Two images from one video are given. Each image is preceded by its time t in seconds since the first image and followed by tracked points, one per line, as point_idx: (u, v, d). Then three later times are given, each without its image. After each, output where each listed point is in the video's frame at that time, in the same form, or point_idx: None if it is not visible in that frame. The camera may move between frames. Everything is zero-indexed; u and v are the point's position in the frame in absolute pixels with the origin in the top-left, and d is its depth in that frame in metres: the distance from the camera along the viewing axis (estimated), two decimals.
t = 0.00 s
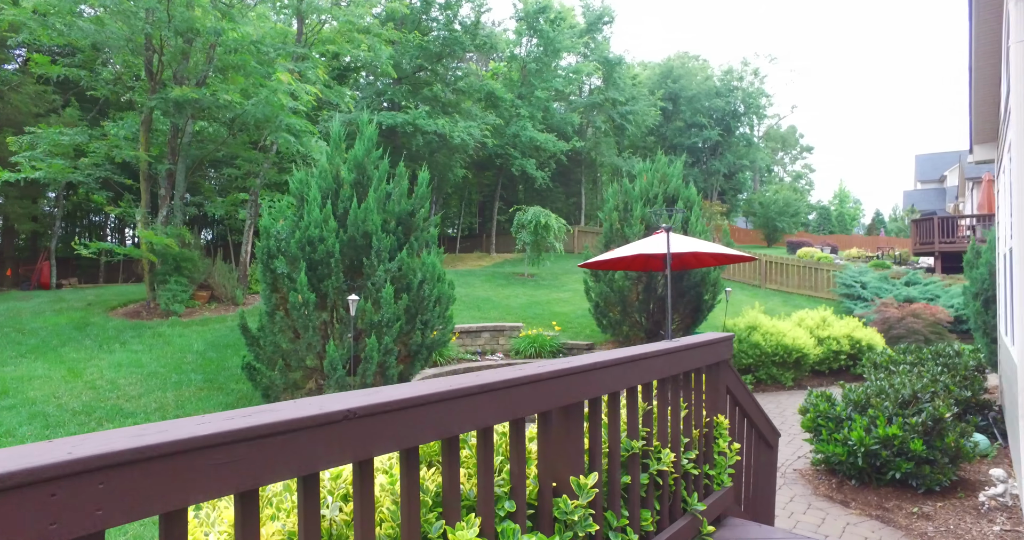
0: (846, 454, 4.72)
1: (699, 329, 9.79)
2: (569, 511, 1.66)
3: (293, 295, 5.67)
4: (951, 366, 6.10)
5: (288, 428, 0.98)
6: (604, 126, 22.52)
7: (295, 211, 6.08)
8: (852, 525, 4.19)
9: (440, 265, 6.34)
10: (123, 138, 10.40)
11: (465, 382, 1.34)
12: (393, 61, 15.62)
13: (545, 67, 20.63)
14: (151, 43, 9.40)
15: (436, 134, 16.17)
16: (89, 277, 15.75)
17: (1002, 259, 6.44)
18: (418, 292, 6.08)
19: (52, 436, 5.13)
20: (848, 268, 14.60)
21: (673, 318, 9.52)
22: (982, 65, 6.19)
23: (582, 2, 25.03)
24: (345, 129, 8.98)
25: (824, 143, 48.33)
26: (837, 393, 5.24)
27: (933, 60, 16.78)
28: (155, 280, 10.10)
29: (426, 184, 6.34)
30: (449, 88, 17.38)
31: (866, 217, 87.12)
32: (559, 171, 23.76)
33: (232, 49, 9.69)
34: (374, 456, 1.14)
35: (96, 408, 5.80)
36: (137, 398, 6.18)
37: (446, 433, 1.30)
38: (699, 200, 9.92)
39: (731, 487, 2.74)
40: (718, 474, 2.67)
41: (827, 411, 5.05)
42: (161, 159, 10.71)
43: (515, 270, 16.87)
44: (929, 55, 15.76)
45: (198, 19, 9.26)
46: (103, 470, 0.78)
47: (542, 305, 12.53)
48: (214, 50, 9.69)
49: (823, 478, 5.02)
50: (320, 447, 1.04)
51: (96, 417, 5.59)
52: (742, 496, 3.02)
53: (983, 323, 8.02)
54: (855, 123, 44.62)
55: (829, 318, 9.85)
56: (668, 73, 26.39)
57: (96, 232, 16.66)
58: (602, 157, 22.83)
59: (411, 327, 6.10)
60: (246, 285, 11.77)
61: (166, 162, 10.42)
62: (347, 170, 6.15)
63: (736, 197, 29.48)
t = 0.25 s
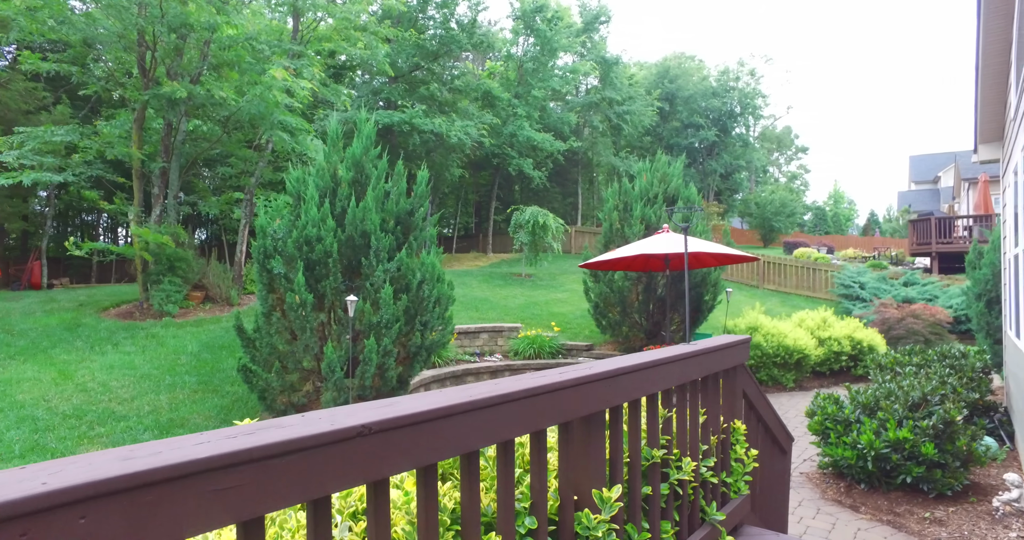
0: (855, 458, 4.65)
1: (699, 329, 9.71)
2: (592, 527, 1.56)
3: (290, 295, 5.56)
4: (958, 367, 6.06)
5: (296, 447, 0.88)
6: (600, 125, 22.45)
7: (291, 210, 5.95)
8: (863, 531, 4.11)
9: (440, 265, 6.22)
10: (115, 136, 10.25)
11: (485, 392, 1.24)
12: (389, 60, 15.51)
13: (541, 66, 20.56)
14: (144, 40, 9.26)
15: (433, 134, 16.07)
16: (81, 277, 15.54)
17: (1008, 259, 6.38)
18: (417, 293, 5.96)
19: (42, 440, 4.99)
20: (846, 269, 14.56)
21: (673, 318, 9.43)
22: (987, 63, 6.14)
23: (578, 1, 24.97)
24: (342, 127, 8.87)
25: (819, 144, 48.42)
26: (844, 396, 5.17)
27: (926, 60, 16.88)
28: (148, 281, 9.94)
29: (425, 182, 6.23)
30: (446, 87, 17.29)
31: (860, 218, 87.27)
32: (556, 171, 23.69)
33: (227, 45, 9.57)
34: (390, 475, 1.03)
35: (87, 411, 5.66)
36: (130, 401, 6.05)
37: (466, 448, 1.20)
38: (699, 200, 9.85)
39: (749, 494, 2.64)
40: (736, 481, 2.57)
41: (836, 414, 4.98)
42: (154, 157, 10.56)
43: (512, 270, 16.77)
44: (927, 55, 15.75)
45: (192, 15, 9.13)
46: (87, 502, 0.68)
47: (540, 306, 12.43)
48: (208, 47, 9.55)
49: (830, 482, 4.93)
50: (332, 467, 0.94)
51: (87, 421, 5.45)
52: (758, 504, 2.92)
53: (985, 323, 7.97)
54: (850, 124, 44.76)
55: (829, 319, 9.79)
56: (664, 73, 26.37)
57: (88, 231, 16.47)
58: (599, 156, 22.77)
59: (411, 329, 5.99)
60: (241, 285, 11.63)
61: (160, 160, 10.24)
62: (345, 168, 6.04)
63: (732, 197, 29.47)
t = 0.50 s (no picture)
0: (862, 458, 4.59)
1: (699, 328, 9.65)
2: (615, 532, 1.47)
3: (288, 293, 5.46)
4: (963, 366, 6.01)
5: (310, 453, 0.80)
6: (598, 124, 22.42)
7: (289, 207, 5.85)
8: (872, 531, 4.05)
9: (440, 263, 6.13)
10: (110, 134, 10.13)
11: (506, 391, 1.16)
12: (386, 58, 15.44)
13: (539, 65, 20.50)
14: (139, 35, 9.15)
15: (431, 132, 16.00)
16: (74, 276, 15.37)
17: (1012, 257, 6.34)
18: (417, 291, 5.87)
19: (33, 441, 4.88)
20: (845, 268, 14.54)
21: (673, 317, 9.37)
22: (993, 60, 6.10)
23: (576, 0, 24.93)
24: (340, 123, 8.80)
25: (814, 144, 48.53)
26: (851, 395, 5.11)
27: (924, 60, 16.90)
28: (143, 279, 9.82)
29: (425, 179, 6.15)
30: (443, 85, 17.23)
31: (855, 218, 87.43)
32: (553, 170, 23.65)
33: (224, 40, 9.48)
34: (410, 481, 0.95)
35: (80, 412, 5.56)
36: (124, 401, 5.94)
37: (489, 451, 1.12)
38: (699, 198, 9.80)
39: (763, 496, 2.57)
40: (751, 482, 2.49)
41: (842, 413, 4.92)
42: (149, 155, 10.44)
43: (510, 269, 16.69)
44: (920, 55, 15.84)
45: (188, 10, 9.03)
46: (74, 518, 0.60)
47: (538, 305, 12.36)
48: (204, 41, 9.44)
49: (836, 482, 4.88)
50: (349, 473, 0.86)
51: (80, 421, 5.35)
52: (772, 505, 2.84)
53: (988, 322, 7.94)
54: (845, 124, 44.89)
55: (830, 318, 9.74)
56: (661, 73, 26.40)
57: (81, 230, 16.32)
58: (596, 155, 22.74)
59: (411, 327, 5.90)
60: (237, 284, 11.52)
61: (154, 157, 10.10)
62: (344, 164, 5.96)
63: (729, 196, 29.48)
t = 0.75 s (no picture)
0: (869, 458, 4.54)
1: (699, 328, 9.61)
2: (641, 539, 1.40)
3: (286, 292, 5.37)
4: (965, 365, 5.99)
5: (332, 462, 0.72)
6: (594, 123, 22.40)
7: (286, 204, 5.76)
8: (880, 533, 4.00)
9: (440, 262, 6.05)
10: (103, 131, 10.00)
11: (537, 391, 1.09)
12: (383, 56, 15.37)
13: (536, 63, 20.46)
14: (133, 30, 9.04)
15: (427, 130, 15.93)
16: (66, 276, 15.19)
17: (1014, 256, 6.33)
18: (417, 290, 5.79)
19: (24, 444, 4.77)
20: (842, 267, 14.54)
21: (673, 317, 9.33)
22: (996, 57, 6.09)
23: None
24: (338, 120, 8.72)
25: (808, 144, 48.71)
26: (856, 395, 5.07)
27: (920, 60, 16.95)
28: (136, 279, 9.70)
29: (424, 176, 6.08)
30: (439, 83, 17.18)
31: (849, 218, 87.81)
32: (549, 169, 23.61)
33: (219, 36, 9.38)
34: (437, 490, 0.88)
35: (72, 413, 5.45)
36: (117, 402, 5.83)
37: (516, 456, 1.04)
38: (698, 196, 9.76)
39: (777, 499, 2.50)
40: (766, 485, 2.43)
41: (848, 413, 4.88)
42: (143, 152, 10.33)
43: (506, 268, 16.63)
44: (917, 56, 15.88)
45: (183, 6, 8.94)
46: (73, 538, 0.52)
47: (536, 304, 12.29)
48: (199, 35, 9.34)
49: (842, 482, 4.83)
50: (374, 482, 0.78)
51: (72, 423, 5.24)
52: (785, 508, 2.78)
53: (988, 321, 7.92)
54: (839, 124, 45.08)
55: (829, 317, 9.72)
56: (657, 72, 26.41)
57: (73, 229, 16.14)
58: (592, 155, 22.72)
59: (410, 326, 5.82)
60: (232, 283, 11.41)
61: (148, 154, 9.98)
62: (342, 161, 5.88)
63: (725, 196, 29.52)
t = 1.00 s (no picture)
0: (870, 460, 4.50)
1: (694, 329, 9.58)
2: None
3: (280, 292, 5.28)
4: (963, 366, 5.98)
5: (356, 483, 0.67)
6: (587, 123, 22.39)
7: (281, 203, 5.67)
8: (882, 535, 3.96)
9: (436, 262, 5.98)
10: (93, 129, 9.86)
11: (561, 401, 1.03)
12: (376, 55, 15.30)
13: (529, 63, 20.43)
14: (122, 26, 8.91)
15: (421, 130, 15.86)
16: (53, 276, 14.98)
17: (1009, 256, 6.34)
18: (413, 291, 5.73)
19: (10, 448, 4.66)
20: (834, 268, 14.60)
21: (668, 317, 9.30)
22: (994, 58, 6.10)
23: None
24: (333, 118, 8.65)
25: (800, 145, 48.99)
26: (855, 396, 5.05)
27: (912, 62, 17.06)
28: (126, 279, 9.57)
29: (421, 175, 6.01)
30: (433, 83, 17.12)
31: (839, 219, 88.44)
32: (542, 169, 23.61)
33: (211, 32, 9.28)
34: (463, 508, 0.82)
35: (60, 417, 5.34)
36: (106, 405, 5.72)
37: (542, 469, 0.99)
38: (694, 197, 9.75)
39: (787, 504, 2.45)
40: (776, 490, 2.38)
41: (847, 414, 4.86)
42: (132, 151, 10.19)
43: (500, 269, 16.57)
44: (909, 58, 16.00)
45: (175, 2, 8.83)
46: None
47: (530, 305, 12.24)
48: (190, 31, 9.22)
49: (842, 484, 4.80)
50: (400, 504, 0.73)
51: (60, 427, 5.13)
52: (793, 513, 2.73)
53: (983, 321, 7.94)
54: (830, 125, 45.37)
55: (824, 318, 9.72)
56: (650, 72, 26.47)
57: (61, 229, 15.94)
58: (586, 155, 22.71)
59: (406, 327, 5.75)
60: (223, 284, 11.28)
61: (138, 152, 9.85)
62: (338, 160, 5.81)
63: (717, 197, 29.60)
